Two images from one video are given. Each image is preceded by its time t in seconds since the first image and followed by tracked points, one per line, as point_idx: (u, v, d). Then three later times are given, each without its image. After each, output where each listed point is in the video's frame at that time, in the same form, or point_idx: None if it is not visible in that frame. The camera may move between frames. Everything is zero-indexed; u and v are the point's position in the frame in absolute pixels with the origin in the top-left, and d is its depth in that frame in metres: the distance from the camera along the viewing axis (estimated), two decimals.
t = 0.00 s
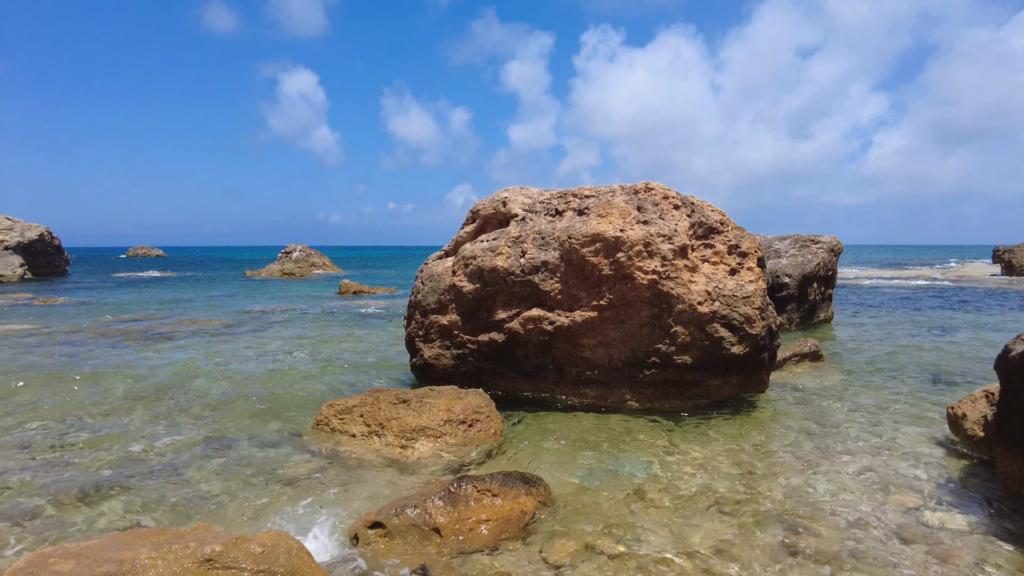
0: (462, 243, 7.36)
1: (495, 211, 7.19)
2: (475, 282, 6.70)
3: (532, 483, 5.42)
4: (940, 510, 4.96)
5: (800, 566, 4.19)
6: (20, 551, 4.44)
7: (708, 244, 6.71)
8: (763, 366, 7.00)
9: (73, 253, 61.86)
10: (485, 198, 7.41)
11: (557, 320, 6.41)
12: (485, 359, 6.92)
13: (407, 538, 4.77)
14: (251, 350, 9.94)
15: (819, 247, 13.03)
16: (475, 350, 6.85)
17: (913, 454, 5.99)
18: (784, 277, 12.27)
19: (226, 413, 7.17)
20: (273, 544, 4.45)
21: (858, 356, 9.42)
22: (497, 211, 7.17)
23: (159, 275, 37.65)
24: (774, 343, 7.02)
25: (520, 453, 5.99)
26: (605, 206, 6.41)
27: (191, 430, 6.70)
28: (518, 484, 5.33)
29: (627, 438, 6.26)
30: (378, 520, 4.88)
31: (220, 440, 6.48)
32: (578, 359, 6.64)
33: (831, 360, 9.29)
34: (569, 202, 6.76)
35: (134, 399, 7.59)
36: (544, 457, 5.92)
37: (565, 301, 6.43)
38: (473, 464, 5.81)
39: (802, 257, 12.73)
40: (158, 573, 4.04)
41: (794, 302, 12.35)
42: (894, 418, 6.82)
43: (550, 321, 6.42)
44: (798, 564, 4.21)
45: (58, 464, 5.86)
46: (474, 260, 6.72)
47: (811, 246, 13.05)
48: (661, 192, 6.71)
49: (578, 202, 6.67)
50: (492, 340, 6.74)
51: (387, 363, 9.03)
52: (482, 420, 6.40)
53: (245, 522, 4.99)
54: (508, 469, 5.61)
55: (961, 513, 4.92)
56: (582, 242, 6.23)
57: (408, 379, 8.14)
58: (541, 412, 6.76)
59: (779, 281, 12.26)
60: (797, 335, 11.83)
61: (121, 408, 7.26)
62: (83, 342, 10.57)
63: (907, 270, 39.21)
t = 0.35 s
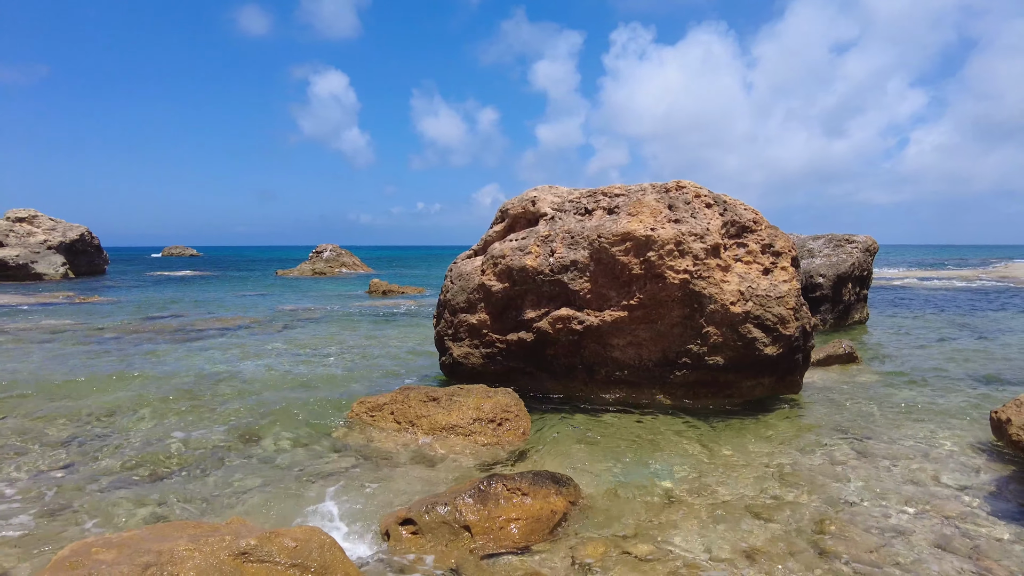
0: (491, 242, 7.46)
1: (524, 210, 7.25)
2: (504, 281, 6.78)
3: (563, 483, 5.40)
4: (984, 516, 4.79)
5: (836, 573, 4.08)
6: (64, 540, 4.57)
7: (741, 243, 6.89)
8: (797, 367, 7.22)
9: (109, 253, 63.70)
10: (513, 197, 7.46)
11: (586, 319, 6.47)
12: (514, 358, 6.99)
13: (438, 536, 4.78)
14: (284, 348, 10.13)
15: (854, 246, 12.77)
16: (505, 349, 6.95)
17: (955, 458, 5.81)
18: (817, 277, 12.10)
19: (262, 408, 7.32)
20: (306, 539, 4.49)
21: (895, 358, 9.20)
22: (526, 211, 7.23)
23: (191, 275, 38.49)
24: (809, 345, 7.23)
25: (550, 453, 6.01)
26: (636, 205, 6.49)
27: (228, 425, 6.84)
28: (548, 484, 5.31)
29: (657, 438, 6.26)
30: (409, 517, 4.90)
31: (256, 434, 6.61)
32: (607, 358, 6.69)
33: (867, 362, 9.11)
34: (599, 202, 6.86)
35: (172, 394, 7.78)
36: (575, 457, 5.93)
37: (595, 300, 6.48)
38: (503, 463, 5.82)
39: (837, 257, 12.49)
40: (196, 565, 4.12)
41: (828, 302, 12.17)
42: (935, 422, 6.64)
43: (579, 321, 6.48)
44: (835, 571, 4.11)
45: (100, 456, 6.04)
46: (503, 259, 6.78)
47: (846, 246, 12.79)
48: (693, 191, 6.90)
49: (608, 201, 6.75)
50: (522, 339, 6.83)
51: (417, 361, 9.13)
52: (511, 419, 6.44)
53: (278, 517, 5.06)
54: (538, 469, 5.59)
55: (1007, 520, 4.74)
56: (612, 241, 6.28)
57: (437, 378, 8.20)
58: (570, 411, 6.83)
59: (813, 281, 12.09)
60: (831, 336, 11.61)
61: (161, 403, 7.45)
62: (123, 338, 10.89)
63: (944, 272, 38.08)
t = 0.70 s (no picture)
0: (523, 241, 7.67)
1: (555, 210, 7.46)
2: (535, 281, 6.97)
3: (594, 484, 5.37)
4: None
5: None
6: (109, 529, 4.73)
7: (777, 242, 6.84)
8: (833, 369, 7.10)
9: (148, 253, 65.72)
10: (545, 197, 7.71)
11: (618, 320, 6.55)
12: (545, 357, 7.12)
13: (469, 535, 4.79)
14: (319, 346, 10.33)
15: (892, 246, 12.48)
16: (536, 348, 7.10)
17: (1002, 464, 5.61)
18: (853, 277, 11.87)
19: (300, 403, 7.50)
20: (340, 535, 4.54)
21: (936, 362, 8.94)
22: (557, 210, 7.44)
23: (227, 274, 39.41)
24: (844, 347, 7.05)
25: (582, 454, 6.02)
26: (669, 203, 6.48)
27: (267, 419, 7.03)
28: (580, 484, 5.28)
29: (689, 441, 6.25)
30: (441, 515, 4.93)
31: (293, 428, 6.77)
32: (639, 359, 6.76)
33: (908, 365, 8.88)
34: (630, 200, 6.88)
35: (214, 389, 8.02)
36: (607, 459, 5.94)
37: (627, 300, 6.55)
38: (534, 463, 5.84)
39: (875, 257, 12.21)
40: (232, 558, 4.21)
41: (866, 303, 11.91)
42: (980, 428, 6.43)
43: (610, 321, 6.56)
44: None
45: (143, 448, 6.25)
46: (534, 258, 7.00)
47: (884, 246, 12.51)
48: (727, 189, 6.83)
49: (640, 200, 6.78)
50: (553, 338, 6.94)
51: (450, 360, 9.24)
52: (542, 419, 6.49)
53: (312, 511, 5.14)
54: (570, 470, 5.57)
55: None
56: (644, 241, 6.31)
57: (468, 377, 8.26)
58: (601, 410, 6.96)
59: (850, 281, 11.82)
60: (868, 338, 11.34)
61: (204, 398, 7.70)
62: (166, 335, 11.25)
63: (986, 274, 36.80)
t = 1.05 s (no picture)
0: (556, 241, 7.68)
1: (588, 210, 7.46)
2: (568, 281, 6.97)
3: (628, 485, 5.35)
4: None
5: None
6: (154, 520, 4.86)
7: (816, 242, 6.70)
8: (873, 373, 6.96)
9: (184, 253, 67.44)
10: (578, 196, 7.70)
11: (652, 320, 6.56)
12: (578, 357, 7.15)
13: (503, 533, 4.81)
14: (354, 344, 10.48)
15: (935, 246, 12.13)
16: (569, 348, 7.10)
17: None
18: (895, 277, 11.53)
19: (336, 400, 7.62)
20: (376, 531, 4.58)
21: (983, 366, 8.66)
22: (590, 210, 7.44)
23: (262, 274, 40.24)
24: (886, 350, 6.90)
25: (615, 454, 6.02)
26: (705, 202, 6.47)
27: (305, 415, 7.16)
28: (614, 485, 5.27)
29: (724, 443, 6.20)
30: (476, 513, 4.98)
31: (329, 425, 6.88)
32: (675, 360, 6.77)
33: (952, 369, 8.62)
34: (665, 199, 6.87)
35: (253, 386, 8.19)
36: (641, 459, 5.92)
37: (662, 300, 6.56)
38: (567, 463, 5.84)
39: (917, 257, 11.87)
40: (272, 550, 4.29)
41: (908, 304, 11.58)
42: None
43: (645, 321, 6.58)
44: None
45: (185, 441, 6.41)
46: (568, 258, 7.00)
47: (927, 246, 12.16)
48: (765, 188, 6.74)
49: (676, 199, 6.75)
50: (586, 338, 6.94)
51: (482, 359, 9.28)
52: (575, 419, 6.50)
53: (348, 506, 5.21)
54: (604, 470, 5.57)
55: None
56: (679, 240, 6.32)
57: (501, 376, 8.30)
58: (635, 411, 6.95)
59: (891, 282, 11.51)
60: (910, 341, 11.02)
61: (243, 394, 7.87)
62: (206, 333, 11.55)
63: None
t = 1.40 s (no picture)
0: (588, 241, 7.66)
1: (622, 210, 7.42)
2: (600, 281, 6.94)
3: (661, 487, 5.30)
4: None
5: None
6: (196, 513, 5.00)
7: (855, 242, 6.55)
8: (915, 376, 6.76)
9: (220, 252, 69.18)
10: (611, 196, 7.66)
11: (686, 320, 6.49)
12: (610, 358, 7.12)
13: (535, 533, 4.80)
14: (387, 343, 10.60)
15: (981, 246, 11.72)
16: (601, 349, 7.08)
17: None
18: (938, 278, 11.19)
19: (370, 398, 7.72)
20: (409, 528, 4.62)
21: None
22: (623, 210, 7.39)
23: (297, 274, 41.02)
24: (929, 353, 6.70)
25: (648, 455, 5.97)
26: (741, 201, 6.37)
27: (340, 412, 7.28)
28: (647, 487, 5.23)
29: (759, 446, 6.10)
30: (508, 512, 5.00)
31: (364, 422, 6.98)
32: (709, 362, 6.69)
33: (999, 373, 8.31)
34: (700, 198, 6.79)
35: (290, 383, 8.35)
36: (675, 461, 5.86)
37: (696, 301, 6.49)
38: (600, 464, 5.80)
39: (962, 258, 11.49)
40: (307, 546, 4.36)
41: (951, 306, 11.22)
42: None
43: (679, 321, 6.52)
44: None
45: (224, 436, 6.58)
46: (600, 258, 6.97)
47: (972, 246, 11.76)
48: (802, 186, 6.61)
49: (711, 198, 6.68)
50: (619, 339, 6.91)
51: (513, 359, 9.30)
52: (607, 420, 6.48)
53: (382, 504, 5.25)
54: (636, 471, 5.53)
55: None
56: (714, 240, 6.24)
57: (532, 376, 8.30)
58: (667, 412, 6.89)
59: (934, 283, 11.16)
60: (954, 344, 10.68)
61: (280, 391, 8.03)
62: (244, 331, 11.83)
63: None
